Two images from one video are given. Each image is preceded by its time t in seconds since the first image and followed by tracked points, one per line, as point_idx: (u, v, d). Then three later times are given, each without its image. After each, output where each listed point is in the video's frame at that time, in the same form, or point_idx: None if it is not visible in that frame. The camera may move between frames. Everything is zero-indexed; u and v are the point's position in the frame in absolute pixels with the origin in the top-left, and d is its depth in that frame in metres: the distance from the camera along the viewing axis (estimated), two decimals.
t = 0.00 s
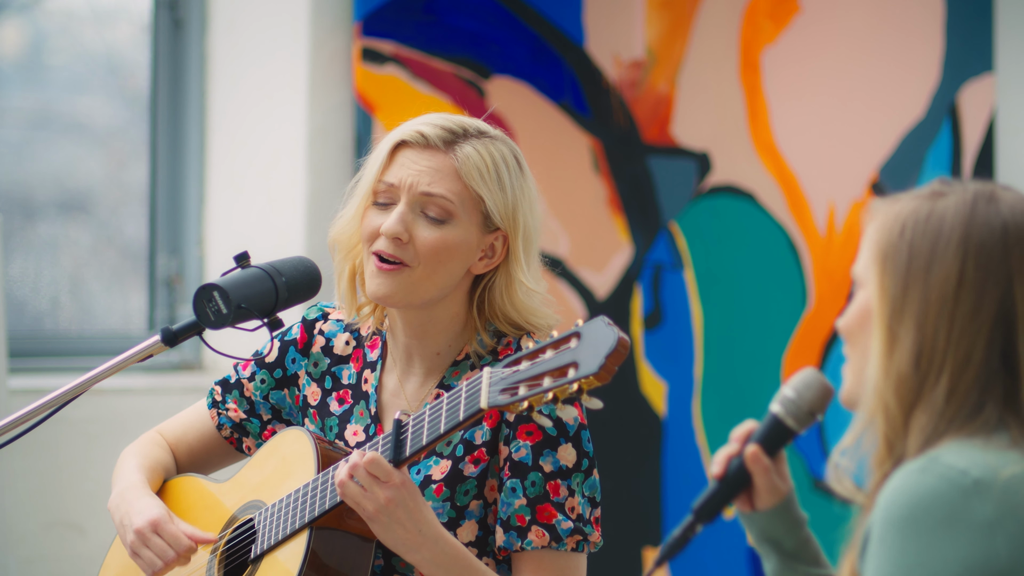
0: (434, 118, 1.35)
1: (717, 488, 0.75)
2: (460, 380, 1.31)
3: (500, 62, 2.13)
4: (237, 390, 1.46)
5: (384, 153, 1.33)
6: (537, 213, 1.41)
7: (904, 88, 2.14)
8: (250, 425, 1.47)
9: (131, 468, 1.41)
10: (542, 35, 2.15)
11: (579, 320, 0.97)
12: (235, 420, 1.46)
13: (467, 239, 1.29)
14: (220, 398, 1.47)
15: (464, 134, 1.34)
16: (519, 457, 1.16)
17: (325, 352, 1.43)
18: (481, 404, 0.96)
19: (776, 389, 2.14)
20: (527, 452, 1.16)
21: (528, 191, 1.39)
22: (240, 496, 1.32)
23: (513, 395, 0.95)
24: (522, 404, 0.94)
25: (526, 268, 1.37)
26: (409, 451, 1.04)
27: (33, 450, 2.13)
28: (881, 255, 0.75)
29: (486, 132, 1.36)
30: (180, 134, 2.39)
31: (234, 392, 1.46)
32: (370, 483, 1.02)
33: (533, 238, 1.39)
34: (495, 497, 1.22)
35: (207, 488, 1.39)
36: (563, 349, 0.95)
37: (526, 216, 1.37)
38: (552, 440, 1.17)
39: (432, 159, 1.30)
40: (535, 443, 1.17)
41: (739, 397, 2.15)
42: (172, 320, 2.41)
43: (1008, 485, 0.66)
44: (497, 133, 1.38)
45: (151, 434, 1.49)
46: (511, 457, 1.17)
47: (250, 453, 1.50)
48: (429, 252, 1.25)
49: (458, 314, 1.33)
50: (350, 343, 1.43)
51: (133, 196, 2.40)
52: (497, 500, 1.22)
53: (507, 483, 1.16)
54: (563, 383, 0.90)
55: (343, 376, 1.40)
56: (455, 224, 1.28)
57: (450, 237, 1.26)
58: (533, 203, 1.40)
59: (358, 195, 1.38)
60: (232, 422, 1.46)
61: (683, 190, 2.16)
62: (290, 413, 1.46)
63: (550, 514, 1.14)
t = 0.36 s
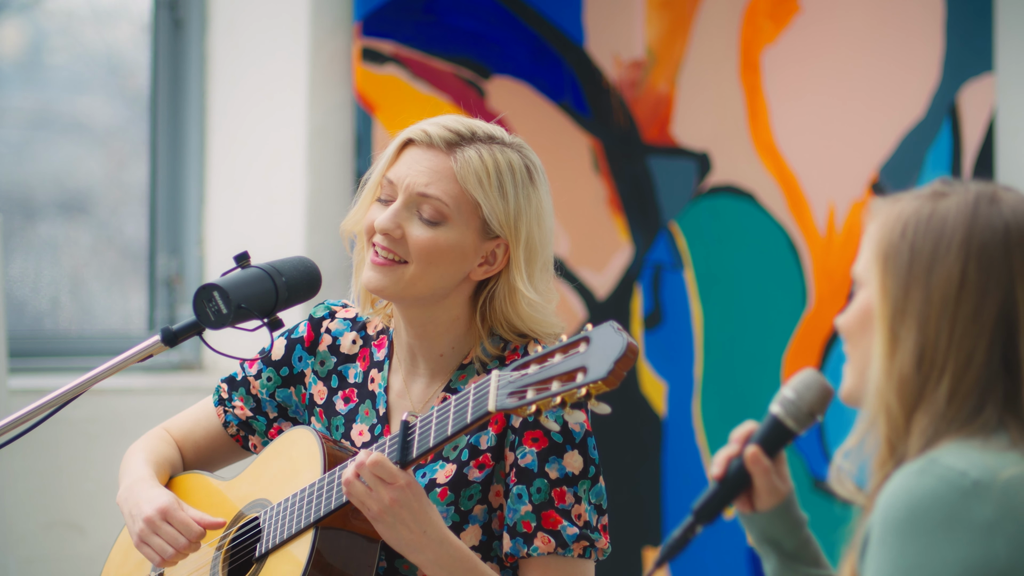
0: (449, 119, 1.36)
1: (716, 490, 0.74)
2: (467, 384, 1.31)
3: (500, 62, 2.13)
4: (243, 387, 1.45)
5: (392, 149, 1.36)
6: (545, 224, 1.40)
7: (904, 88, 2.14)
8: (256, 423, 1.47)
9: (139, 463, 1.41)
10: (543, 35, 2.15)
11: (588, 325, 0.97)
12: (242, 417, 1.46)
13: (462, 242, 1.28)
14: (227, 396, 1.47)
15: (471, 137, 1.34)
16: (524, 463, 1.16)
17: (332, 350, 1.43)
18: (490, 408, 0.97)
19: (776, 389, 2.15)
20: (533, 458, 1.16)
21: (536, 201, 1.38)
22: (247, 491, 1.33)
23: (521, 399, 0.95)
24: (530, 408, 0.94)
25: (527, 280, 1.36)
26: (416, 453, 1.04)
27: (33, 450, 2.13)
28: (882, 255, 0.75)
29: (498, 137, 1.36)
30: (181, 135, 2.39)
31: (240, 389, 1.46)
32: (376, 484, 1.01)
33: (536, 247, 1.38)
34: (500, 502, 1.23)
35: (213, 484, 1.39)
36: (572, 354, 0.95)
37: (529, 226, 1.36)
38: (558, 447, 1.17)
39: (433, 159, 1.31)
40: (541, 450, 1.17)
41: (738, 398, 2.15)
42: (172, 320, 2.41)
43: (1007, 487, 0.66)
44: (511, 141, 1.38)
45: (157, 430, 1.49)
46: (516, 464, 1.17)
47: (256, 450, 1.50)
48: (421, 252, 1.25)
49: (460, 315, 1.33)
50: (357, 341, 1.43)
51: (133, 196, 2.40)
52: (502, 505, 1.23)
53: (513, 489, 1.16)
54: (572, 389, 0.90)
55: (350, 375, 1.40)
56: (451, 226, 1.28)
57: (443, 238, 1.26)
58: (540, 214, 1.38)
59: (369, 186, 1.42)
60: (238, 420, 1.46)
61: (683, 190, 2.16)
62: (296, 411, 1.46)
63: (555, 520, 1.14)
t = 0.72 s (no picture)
0: (451, 122, 1.36)
1: (715, 495, 0.74)
2: (465, 389, 1.31)
3: (500, 62, 2.13)
4: (237, 390, 1.45)
5: (393, 150, 1.36)
6: (544, 230, 1.39)
7: (904, 88, 2.14)
8: (251, 426, 1.47)
9: (131, 471, 1.40)
10: (543, 35, 2.15)
11: (588, 326, 0.97)
12: (236, 420, 1.46)
13: (459, 246, 1.28)
14: (221, 399, 1.46)
15: (473, 141, 1.33)
16: (518, 473, 1.17)
17: (326, 352, 1.43)
18: (491, 408, 0.97)
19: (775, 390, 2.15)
20: (527, 469, 1.17)
21: (536, 207, 1.38)
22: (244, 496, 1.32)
23: (521, 399, 0.95)
24: (530, 408, 0.94)
25: (524, 286, 1.36)
26: (415, 454, 1.03)
27: (33, 450, 2.13)
28: (883, 254, 0.75)
29: (500, 141, 1.36)
30: (180, 135, 2.40)
31: (234, 393, 1.46)
32: (372, 486, 1.02)
33: (535, 253, 1.38)
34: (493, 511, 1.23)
35: (206, 487, 1.40)
36: (573, 355, 0.95)
37: (528, 232, 1.36)
38: (553, 459, 1.18)
39: (433, 162, 1.31)
40: (536, 460, 1.17)
41: (739, 398, 2.15)
42: (172, 320, 2.41)
43: (1004, 486, 0.66)
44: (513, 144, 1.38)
45: (151, 435, 1.49)
46: (510, 472, 1.17)
47: (252, 453, 1.50)
48: (417, 255, 1.25)
49: (455, 315, 1.34)
50: (352, 343, 1.43)
51: (133, 196, 2.40)
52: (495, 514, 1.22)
53: (504, 498, 1.16)
54: (573, 389, 0.90)
55: (345, 376, 1.40)
56: (448, 231, 1.28)
57: (440, 243, 1.26)
58: (540, 220, 1.38)
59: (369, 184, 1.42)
60: (232, 423, 1.46)
61: (683, 190, 2.16)
62: (290, 413, 1.47)
63: (544, 532, 1.15)
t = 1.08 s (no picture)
0: (417, 118, 1.36)
1: None
2: (456, 379, 1.31)
3: (500, 62, 2.13)
4: (227, 394, 1.46)
5: (363, 150, 1.37)
6: (519, 220, 1.36)
7: (904, 88, 2.14)
8: (240, 430, 1.47)
9: (125, 475, 1.41)
10: (542, 35, 2.15)
11: (581, 313, 0.98)
12: (225, 424, 1.46)
13: (428, 239, 1.27)
14: (210, 403, 1.47)
15: (437, 134, 1.34)
16: (514, 458, 1.17)
17: (317, 354, 1.43)
18: (485, 398, 0.96)
19: (776, 390, 2.14)
20: (523, 453, 1.16)
21: (508, 196, 1.35)
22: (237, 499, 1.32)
23: (516, 387, 0.94)
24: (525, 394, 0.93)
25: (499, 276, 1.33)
26: (411, 446, 1.03)
27: (33, 450, 2.13)
28: (879, 256, 0.77)
29: (467, 133, 1.36)
30: (180, 135, 2.40)
31: (224, 397, 1.46)
32: (366, 480, 1.02)
33: (509, 243, 1.36)
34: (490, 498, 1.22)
35: (199, 494, 1.40)
36: (567, 341, 0.95)
37: (499, 221, 1.34)
38: (549, 443, 1.17)
39: (398, 159, 1.31)
40: (532, 445, 1.17)
41: (741, 398, 2.15)
42: (172, 319, 2.41)
43: (993, 491, 0.68)
44: (481, 134, 1.37)
45: (141, 442, 1.49)
46: (505, 458, 1.17)
47: (242, 457, 1.51)
48: (386, 249, 1.26)
49: (442, 310, 1.33)
50: (341, 344, 1.43)
51: (133, 196, 2.40)
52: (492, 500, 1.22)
53: (500, 483, 1.16)
54: (567, 373, 0.90)
55: (335, 377, 1.40)
56: (414, 224, 1.27)
57: (406, 236, 1.26)
58: (512, 208, 1.36)
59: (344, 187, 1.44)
60: (221, 426, 1.47)
61: (683, 190, 2.16)
62: (281, 416, 1.46)
63: (542, 516, 1.15)
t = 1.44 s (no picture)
0: (410, 115, 1.35)
1: None
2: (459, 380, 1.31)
3: (500, 62, 2.13)
4: (230, 394, 1.46)
5: (360, 154, 1.35)
6: (519, 203, 1.39)
7: (904, 88, 2.14)
8: (243, 429, 1.47)
9: (128, 473, 1.41)
10: (542, 35, 2.15)
11: (577, 318, 0.97)
12: (229, 424, 1.47)
13: (444, 232, 1.28)
14: (214, 403, 1.47)
15: (436, 129, 1.33)
16: (516, 457, 1.17)
17: (319, 355, 1.43)
18: (482, 403, 0.96)
19: (775, 391, 2.15)
20: (525, 452, 1.17)
21: (508, 180, 1.37)
22: (237, 498, 1.33)
23: (513, 393, 0.94)
24: (523, 400, 0.94)
25: (509, 261, 1.35)
26: (409, 451, 1.03)
27: (33, 450, 2.13)
28: (866, 257, 0.78)
29: (462, 124, 1.36)
30: (180, 136, 2.39)
31: (227, 397, 1.46)
32: (364, 484, 1.02)
33: (515, 226, 1.37)
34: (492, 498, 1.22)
35: (201, 492, 1.40)
36: (563, 347, 0.94)
37: (505, 206, 1.35)
38: (551, 442, 1.18)
39: (405, 158, 1.30)
40: (534, 444, 1.17)
41: (739, 398, 2.15)
42: (172, 320, 2.41)
43: (981, 499, 0.68)
44: (473, 124, 1.37)
45: (143, 441, 1.49)
46: (508, 457, 1.17)
47: (245, 457, 1.51)
48: (407, 247, 1.25)
49: (447, 309, 1.34)
50: (344, 345, 1.43)
51: (133, 196, 2.40)
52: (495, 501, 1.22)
53: (501, 482, 1.17)
54: (563, 382, 0.90)
55: (338, 378, 1.40)
56: (432, 221, 1.28)
57: (428, 233, 1.27)
58: (514, 192, 1.38)
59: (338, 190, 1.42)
60: (226, 426, 1.47)
61: (683, 190, 2.16)
62: (283, 417, 1.46)
63: (543, 515, 1.15)
